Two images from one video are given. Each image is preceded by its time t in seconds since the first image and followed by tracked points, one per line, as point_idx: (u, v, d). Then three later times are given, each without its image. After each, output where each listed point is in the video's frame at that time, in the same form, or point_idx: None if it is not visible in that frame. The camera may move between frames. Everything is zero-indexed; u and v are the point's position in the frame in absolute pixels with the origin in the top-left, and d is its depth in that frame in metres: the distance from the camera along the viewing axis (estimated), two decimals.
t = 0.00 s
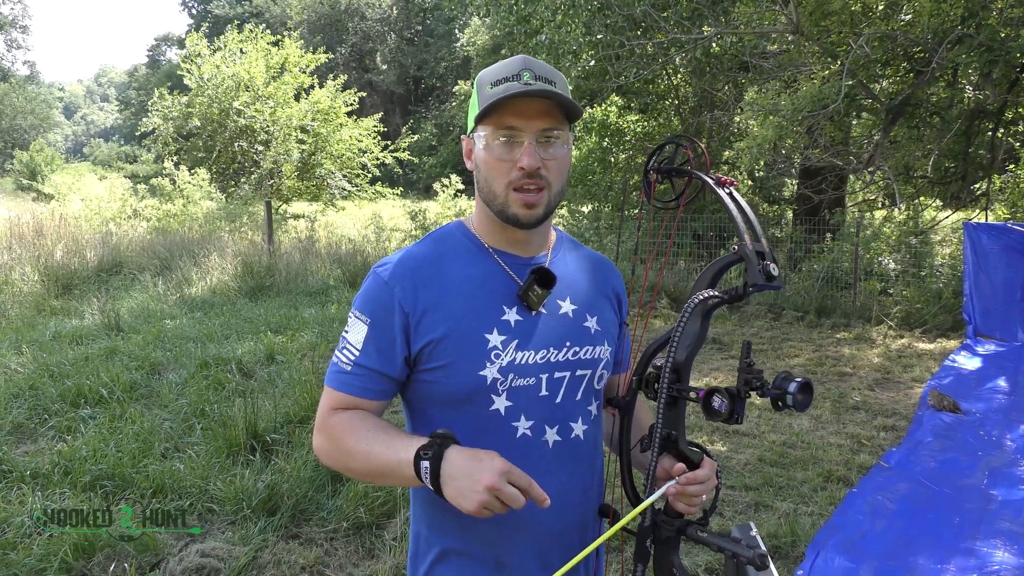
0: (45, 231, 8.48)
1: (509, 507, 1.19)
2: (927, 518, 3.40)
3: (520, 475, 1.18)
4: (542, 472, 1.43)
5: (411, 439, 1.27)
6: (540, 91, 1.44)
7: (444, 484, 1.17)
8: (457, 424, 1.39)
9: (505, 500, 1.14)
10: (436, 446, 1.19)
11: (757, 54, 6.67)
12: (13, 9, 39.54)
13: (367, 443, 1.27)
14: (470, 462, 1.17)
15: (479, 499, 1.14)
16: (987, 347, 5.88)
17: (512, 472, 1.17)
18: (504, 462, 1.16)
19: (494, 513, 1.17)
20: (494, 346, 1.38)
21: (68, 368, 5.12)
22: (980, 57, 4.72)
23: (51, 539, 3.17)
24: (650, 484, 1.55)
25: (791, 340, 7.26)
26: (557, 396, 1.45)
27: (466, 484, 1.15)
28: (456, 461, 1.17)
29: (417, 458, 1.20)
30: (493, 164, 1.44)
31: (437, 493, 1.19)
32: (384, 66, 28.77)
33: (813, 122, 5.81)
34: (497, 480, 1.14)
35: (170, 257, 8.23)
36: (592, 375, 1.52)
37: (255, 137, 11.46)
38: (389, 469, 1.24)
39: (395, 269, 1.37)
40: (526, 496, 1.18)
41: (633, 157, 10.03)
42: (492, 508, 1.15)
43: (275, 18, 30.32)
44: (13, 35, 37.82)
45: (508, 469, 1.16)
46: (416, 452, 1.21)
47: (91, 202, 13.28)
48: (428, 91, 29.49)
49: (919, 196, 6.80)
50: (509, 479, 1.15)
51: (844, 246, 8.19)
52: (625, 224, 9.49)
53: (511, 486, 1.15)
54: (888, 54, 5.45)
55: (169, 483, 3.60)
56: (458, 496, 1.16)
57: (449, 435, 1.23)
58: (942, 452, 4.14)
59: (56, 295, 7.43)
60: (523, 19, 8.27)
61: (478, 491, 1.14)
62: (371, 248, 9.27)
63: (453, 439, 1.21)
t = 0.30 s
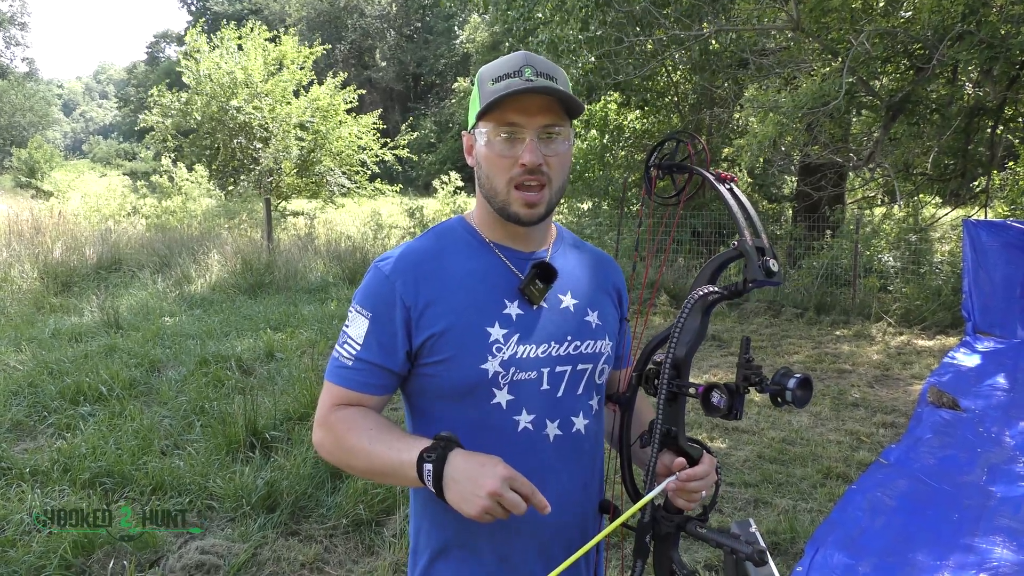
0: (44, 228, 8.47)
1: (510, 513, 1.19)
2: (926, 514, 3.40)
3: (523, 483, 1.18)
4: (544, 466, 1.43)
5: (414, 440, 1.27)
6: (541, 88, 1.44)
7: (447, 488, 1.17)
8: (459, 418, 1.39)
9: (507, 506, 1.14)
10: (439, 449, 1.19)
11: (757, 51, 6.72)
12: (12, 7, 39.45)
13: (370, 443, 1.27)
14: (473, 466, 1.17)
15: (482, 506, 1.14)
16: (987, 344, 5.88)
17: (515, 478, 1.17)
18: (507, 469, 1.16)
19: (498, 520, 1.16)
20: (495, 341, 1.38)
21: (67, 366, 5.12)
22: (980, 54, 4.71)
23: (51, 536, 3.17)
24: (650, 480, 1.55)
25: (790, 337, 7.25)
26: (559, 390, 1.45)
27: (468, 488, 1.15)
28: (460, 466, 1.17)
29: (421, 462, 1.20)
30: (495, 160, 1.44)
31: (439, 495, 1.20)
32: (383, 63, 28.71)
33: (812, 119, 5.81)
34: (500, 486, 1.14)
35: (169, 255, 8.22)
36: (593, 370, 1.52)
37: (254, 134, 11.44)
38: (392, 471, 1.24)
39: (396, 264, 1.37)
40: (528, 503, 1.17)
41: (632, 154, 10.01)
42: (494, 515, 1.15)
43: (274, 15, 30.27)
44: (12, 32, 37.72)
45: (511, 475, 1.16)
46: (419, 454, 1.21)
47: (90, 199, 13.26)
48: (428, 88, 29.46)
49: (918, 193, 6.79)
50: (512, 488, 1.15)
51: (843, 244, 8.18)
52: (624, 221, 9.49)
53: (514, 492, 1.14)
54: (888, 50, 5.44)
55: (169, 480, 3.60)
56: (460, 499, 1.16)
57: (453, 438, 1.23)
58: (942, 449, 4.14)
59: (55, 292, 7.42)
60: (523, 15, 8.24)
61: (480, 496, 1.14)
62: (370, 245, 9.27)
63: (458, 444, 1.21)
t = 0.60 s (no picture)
0: (44, 225, 8.46)
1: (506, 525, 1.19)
2: (926, 512, 3.40)
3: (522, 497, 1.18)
4: (545, 463, 1.43)
5: (413, 445, 1.26)
6: (542, 85, 1.43)
7: (444, 498, 1.17)
8: (459, 415, 1.38)
9: (503, 520, 1.14)
10: (439, 458, 1.19)
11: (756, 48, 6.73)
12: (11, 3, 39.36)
13: (370, 445, 1.27)
14: (471, 477, 1.17)
15: (478, 517, 1.14)
16: (987, 341, 5.88)
17: (512, 491, 1.17)
18: (505, 482, 1.16)
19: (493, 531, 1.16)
20: (496, 337, 1.38)
21: (67, 363, 5.12)
22: (980, 52, 4.71)
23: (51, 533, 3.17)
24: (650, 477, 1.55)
25: (790, 334, 7.25)
26: (559, 386, 1.45)
27: (465, 499, 1.15)
28: (458, 477, 1.17)
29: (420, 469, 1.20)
30: (497, 158, 1.43)
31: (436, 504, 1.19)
32: (382, 60, 28.66)
33: (813, 117, 5.80)
34: (497, 499, 1.14)
35: (169, 252, 8.22)
36: (593, 367, 1.51)
37: (254, 131, 11.42)
38: (391, 475, 1.24)
39: (397, 261, 1.37)
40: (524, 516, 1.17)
41: (632, 151, 10.00)
42: (490, 525, 1.15)
43: (273, 12, 30.26)
44: (11, 29, 37.63)
45: (509, 489, 1.16)
46: (419, 462, 1.21)
47: (90, 196, 13.25)
48: (427, 85, 29.43)
49: (919, 190, 6.78)
50: (509, 502, 1.15)
51: (843, 241, 8.18)
52: (624, 218, 9.48)
53: (510, 506, 1.15)
54: (888, 48, 5.43)
55: (169, 478, 3.60)
56: (457, 510, 1.16)
57: (453, 447, 1.23)
58: (941, 446, 4.14)
59: (55, 290, 7.42)
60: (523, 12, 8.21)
61: (476, 507, 1.14)
62: (370, 242, 9.26)
63: (459, 454, 1.21)
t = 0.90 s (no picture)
0: (45, 224, 8.45)
1: (468, 341, 1.15)
2: (927, 511, 3.40)
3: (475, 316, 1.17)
4: (548, 460, 1.43)
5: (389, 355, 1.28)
6: (546, 89, 1.43)
7: (406, 347, 1.17)
8: (460, 412, 1.38)
9: (450, 322, 1.13)
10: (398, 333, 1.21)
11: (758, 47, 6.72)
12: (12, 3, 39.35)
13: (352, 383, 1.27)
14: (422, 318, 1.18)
15: (428, 329, 1.13)
16: (988, 340, 5.88)
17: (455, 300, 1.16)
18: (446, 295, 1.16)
19: (450, 346, 1.13)
20: (497, 334, 1.38)
21: (69, 362, 5.12)
22: (983, 51, 4.73)
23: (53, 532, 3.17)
24: (655, 476, 1.55)
25: (791, 334, 7.25)
26: (561, 384, 1.45)
27: (417, 330, 1.15)
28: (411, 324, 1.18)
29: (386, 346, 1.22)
30: (499, 159, 1.43)
31: (406, 365, 1.18)
32: (383, 59, 28.65)
33: (815, 116, 5.79)
34: (437, 305, 1.14)
35: (170, 251, 8.22)
36: (595, 364, 1.51)
37: (255, 131, 11.41)
38: (364, 384, 1.24)
39: (398, 258, 1.37)
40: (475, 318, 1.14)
41: (633, 150, 9.99)
42: (443, 336, 1.13)
43: (274, 11, 30.27)
44: (13, 28, 37.63)
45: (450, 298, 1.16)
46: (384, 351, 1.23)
47: (91, 196, 13.25)
48: (428, 85, 29.43)
49: (920, 189, 6.77)
50: (455, 304, 1.14)
51: (844, 240, 8.18)
52: (626, 218, 9.48)
53: (452, 306, 1.13)
54: (891, 48, 5.42)
55: (172, 476, 3.60)
56: (414, 342, 1.15)
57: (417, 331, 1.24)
58: (943, 445, 4.14)
59: (57, 289, 7.42)
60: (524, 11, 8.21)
61: (424, 326, 1.14)
62: (371, 241, 9.26)
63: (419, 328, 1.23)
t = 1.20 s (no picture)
0: (46, 222, 8.45)
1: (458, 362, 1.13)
2: (928, 510, 3.40)
3: (470, 338, 1.15)
4: (551, 457, 1.43)
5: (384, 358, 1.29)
6: (549, 85, 1.43)
7: (396, 363, 1.16)
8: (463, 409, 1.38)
9: (438, 344, 1.11)
10: (392, 344, 1.20)
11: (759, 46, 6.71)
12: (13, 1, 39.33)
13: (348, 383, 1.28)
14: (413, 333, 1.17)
15: (419, 350, 1.12)
16: (989, 340, 5.88)
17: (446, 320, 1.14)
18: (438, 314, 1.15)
19: (440, 369, 1.12)
20: (501, 332, 1.38)
21: (70, 360, 5.12)
22: (985, 50, 4.73)
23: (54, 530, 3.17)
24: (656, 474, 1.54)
25: (792, 333, 7.25)
26: (564, 381, 1.44)
27: (408, 348, 1.14)
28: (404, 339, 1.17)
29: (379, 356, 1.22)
30: (503, 156, 1.43)
31: (395, 380, 1.17)
32: (384, 58, 28.63)
33: (816, 115, 5.78)
34: (427, 325, 1.12)
35: (171, 249, 8.22)
36: (598, 362, 1.51)
37: (256, 129, 11.40)
38: (357, 392, 1.25)
39: (400, 256, 1.37)
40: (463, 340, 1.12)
41: (634, 149, 9.98)
42: (433, 359, 1.12)
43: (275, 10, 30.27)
44: (14, 27, 37.64)
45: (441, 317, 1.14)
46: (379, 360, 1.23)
47: (92, 194, 13.26)
48: (429, 83, 29.43)
49: (921, 188, 6.76)
50: (446, 324, 1.11)
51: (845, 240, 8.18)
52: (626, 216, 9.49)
53: (440, 327, 1.11)
54: (893, 47, 5.41)
55: (173, 474, 3.60)
56: (404, 361, 1.14)
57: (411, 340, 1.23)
58: (944, 444, 4.14)
59: (58, 286, 7.42)
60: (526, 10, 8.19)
61: (413, 346, 1.13)
62: (372, 240, 9.26)
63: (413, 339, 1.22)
